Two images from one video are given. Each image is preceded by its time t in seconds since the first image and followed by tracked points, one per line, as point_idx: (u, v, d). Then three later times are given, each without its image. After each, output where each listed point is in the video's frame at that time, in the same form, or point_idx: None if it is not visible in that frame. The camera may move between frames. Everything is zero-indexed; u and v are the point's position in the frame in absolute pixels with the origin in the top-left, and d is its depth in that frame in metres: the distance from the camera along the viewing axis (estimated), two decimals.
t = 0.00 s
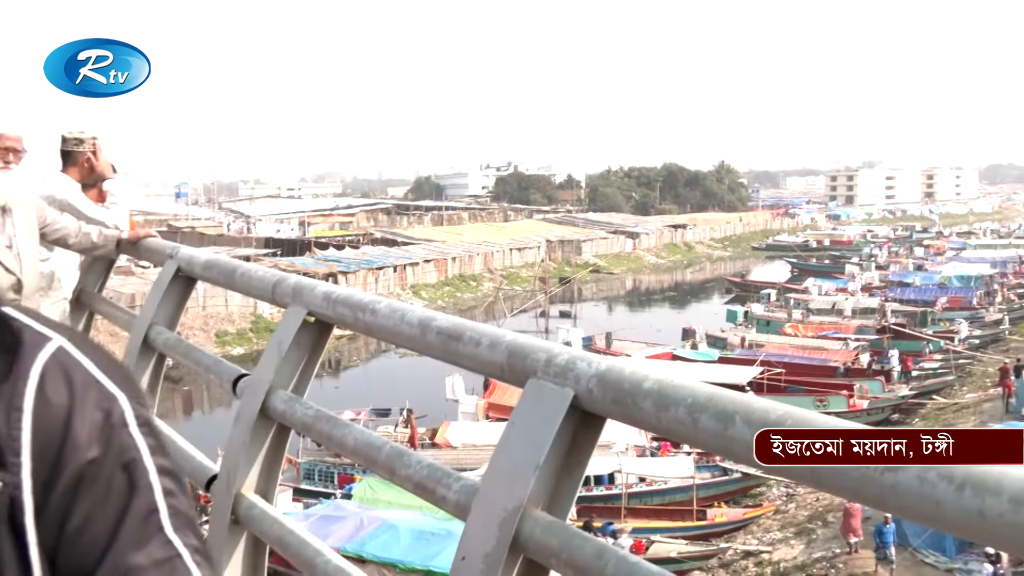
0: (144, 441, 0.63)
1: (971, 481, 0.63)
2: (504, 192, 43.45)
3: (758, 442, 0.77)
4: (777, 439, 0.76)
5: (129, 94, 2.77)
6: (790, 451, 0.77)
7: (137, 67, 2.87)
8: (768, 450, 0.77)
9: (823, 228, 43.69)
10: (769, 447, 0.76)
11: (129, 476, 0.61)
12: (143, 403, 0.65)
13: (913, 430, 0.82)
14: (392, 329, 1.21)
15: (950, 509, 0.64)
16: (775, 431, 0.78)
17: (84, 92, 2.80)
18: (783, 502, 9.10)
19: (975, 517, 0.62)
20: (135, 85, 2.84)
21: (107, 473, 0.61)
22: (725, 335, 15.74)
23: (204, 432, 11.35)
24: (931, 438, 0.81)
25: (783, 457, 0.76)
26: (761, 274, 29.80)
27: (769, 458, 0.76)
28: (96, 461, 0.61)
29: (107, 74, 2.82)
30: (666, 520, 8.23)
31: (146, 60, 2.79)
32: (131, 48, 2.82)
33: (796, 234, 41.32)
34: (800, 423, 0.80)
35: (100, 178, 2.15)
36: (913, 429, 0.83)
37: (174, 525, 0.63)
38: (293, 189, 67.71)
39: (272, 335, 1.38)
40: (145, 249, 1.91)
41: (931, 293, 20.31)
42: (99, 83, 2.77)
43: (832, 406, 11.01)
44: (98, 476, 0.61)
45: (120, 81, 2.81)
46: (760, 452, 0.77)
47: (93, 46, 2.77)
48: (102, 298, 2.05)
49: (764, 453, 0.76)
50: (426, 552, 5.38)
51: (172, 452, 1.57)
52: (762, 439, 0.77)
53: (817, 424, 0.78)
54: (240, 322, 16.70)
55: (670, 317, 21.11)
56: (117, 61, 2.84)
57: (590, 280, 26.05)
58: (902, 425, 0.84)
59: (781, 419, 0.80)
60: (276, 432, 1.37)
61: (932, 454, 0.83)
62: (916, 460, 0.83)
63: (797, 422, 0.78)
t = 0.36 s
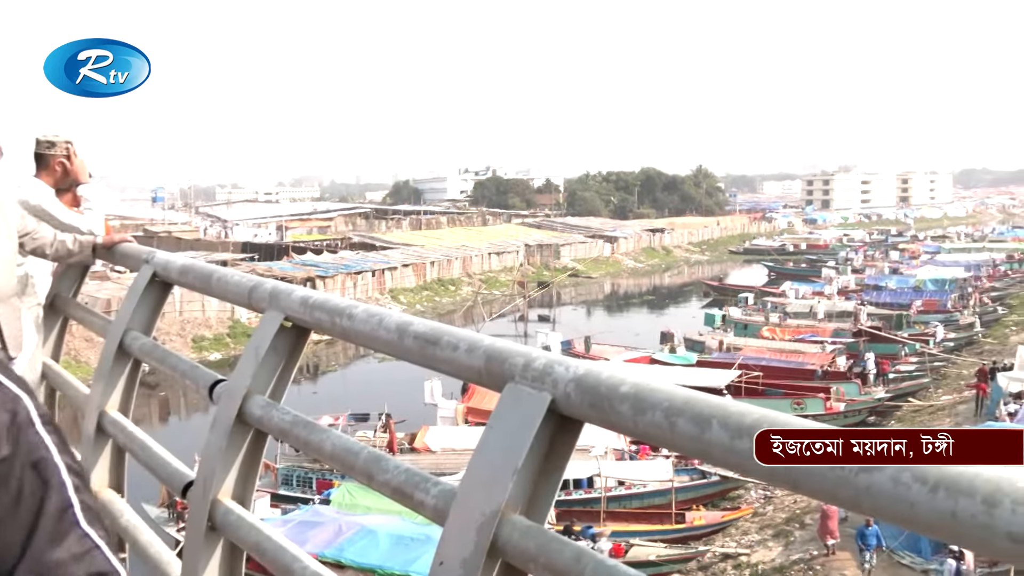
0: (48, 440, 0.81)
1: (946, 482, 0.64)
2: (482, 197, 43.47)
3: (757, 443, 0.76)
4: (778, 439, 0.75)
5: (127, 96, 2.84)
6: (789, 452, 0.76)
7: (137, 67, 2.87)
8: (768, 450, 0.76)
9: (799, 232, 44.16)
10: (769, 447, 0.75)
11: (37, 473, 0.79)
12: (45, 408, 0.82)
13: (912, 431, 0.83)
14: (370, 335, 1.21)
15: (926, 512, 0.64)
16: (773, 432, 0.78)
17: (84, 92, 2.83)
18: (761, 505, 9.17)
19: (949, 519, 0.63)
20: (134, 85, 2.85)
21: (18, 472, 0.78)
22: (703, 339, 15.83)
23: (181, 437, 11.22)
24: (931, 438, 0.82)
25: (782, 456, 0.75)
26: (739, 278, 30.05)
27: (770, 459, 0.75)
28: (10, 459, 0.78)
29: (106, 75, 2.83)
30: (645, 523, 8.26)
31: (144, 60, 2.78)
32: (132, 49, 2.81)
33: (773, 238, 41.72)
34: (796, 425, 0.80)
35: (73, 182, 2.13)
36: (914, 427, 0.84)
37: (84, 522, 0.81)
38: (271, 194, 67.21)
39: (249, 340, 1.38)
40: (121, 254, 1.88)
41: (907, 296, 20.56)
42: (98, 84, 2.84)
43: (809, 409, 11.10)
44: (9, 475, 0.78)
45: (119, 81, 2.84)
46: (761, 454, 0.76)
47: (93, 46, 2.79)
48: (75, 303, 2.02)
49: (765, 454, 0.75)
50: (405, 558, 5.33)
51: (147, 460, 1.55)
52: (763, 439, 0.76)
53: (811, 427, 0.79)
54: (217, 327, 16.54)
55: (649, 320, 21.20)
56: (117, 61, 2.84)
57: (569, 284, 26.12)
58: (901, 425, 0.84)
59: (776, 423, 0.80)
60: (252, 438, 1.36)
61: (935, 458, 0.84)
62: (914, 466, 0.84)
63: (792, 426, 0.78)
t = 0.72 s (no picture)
0: None
1: (908, 482, 0.66)
2: (453, 201, 43.50)
3: (756, 444, 0.76)
4: (777, 440, 0.76)
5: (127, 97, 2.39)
6: (790, 452, 0.75)
7: (139, 67, 2.39)
8: (769, 451, 0.75)
9: (767, 235, 44.84)
10: (768, 449, 0.75)
11: None
12: None
13: (911, 429, 0.90)
14: (339, 339, 1.20)
15: (885, 511, 0.67)
16: (767, 431, 0.79)
17: (79, 95, 2.32)
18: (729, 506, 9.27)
19: (911, 519, 0.65)
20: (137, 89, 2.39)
21: None
22: (672, 341, 15.98)
23: (148, 443, 11.04)
24: (930, 438, 0.88)
25: (784, 457, 0.74)
26: (708, 280, 30.41)
27: (770, 461, 0.74)
28: None
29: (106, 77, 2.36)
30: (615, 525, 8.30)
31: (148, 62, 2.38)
32: (134, 45, 2.34)
33: (741, 241, 42.31)
34: (789, 428, 0.81)
35: (39, 187, 2.00)
36: (913, 427, 0.91)
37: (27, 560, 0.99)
38: (240, 198, 66.58)
39: (218, 344, 1.36)
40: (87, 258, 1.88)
41: (872, 298, 20.96)
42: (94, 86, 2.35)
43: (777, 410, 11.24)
44: None
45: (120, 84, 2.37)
46: (758, 456, 0.76)
47: (92, 45, 2.30)
48: (41, 309, 1.98)
49: (764, 456, 0.75)
50: (376, 562, 5.32)
51: (113, 465, 1.53)
52: (763, 440, 0.76)
53: (792, 428, 0.80)
54: (187, 332, 16.32)
55: (619, 323, 21.35)
56: (119, 61, 2.35)
57: (539, 287, 26.21)
58: (900, 422, 0.91)
59: (769, 426, 0.81)
60: (220, 443, 1.34)
61: (926, 451, 0.88)
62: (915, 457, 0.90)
63: (779, 428, 0.80)
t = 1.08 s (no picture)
0: None
1: (877, 481, 0.68)
2: (429, 203, 43.45)
3: (753, 442, 0.77)
4: (777, 439, 0.76)
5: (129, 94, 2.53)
6: (788, 452, 0.76)
7: (137, 67, 2.56)
8: (768, 451, 0.75)
9: (739, 238, 45.40)
10: (767, 447, 0.75)
11: None
12: None
13: (913, 431, 0.94)
14: (315, 341, 1.21)
15: (855, 510, 0.68)
16: (758, 428, 0.80)
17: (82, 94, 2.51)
18: (703, 504, 9.38)
19: (878, 516, 0.67)
20: (136, 85, 2.54)
21: None
22: (646, 342, 16.09)
23: (121, 446, 10.87)
24: (929, 439, 0.92)
25: (781, 456, 0.75)
26: (682, 281, 30.68)
27: (768, 460, 0.75)
28: None
29: (107, 75, 2.51)
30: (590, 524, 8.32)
31: (148, 59, 2.49)
32: (134, 47, 2.50)
33: (714, 243, 42.72)
34: (786, 428, 0.83)
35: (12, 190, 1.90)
36: (914, 428, 0.95)
37: None
38: (216, 200, 65.79)
39: (193, 347, 1.35)
40: (61, 262, 1.84)
41: (842, 299, 21.27)
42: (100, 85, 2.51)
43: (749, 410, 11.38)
44: None
45: (120, 80, 2.52)
46: (754, 454, 0.76)
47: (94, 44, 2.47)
48: (15, 311, 1.96)
49: (765, 454, 0.75)
50: (353, 563, 5.28)
51: (87, 467, 1.51)
52: (762, 439, 0.76)
53: (784, 428, 0.81)
54: (162, 335, 16.11)
55: (594, 324, 21.44)
56: (117, 61, 2.51)
57: (515, 289, 26.26)
58: (904, 424, 0.95)
59: (764, 427, 0.83)
60: (196, 446, 1.33)
61: (924, 450, 0.92)
62: (920, 457, 0.94)
63: (774, 429, 0.81)
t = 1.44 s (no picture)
0: None
1: (845, 480, 0.70)
2: (406, 206, 43.42)
3: (751, 441, 0.78)
4: (777, 440, 0.77)
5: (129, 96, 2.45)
6: (788, 452, 0.77)
7: (137, 67, 2.47)
8: (769, 450, 0.75)
9: (713, 241, 45.85)
10: (768, 446, 0.75)
11: None
12: None
13: (911, 432, 0.96)
14: (291, 344, 1.20)
15: (828, 508, 0.70)
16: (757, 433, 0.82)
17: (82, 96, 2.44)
18: (679, 504, 9.45)
19: (850, 516, 0.69)
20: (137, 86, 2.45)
21: None
22: (623, 344, 16.18)
23: (95, 450, 10.71)
24: (929, 439, 0.95)
25: (781, 455, 0.75)
26: (657, 283, 30.93)
27: (771, 459, 0.75)
28: None
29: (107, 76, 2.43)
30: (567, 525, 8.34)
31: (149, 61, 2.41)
32: (135, 47, 2.41)
33: (689, 245, 43.08)
34: (783, 428, 0.85)
35: None
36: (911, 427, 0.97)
37: None
38: (193, 203, 65.13)
39: (170, 350, 1.34)
40: (36, 265, 1.81)
41: (815, 300, 21.55)
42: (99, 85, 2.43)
43: (724, 410, 11.50)
44: None
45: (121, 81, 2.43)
46: (762, 453, 0.76)
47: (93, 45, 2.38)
48: None
49: (767, 453, 0.76)
50: (332, 564, 5.22)
51: (64, 473, 1.50)
52: (761, 440, 0.77)
53: (781, 431, 0.83)
54: (140, 338, 15.92)
55: (571, 326, 21.52)
56: (118, 61, 2.42)
57: (492, 292, 26.31)
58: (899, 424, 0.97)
59: (760, 426, 0.85)
60: (173, 449, 1.32)
61: (929, 449, 0.95)
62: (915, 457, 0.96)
63: (771, 430, 0.84)
